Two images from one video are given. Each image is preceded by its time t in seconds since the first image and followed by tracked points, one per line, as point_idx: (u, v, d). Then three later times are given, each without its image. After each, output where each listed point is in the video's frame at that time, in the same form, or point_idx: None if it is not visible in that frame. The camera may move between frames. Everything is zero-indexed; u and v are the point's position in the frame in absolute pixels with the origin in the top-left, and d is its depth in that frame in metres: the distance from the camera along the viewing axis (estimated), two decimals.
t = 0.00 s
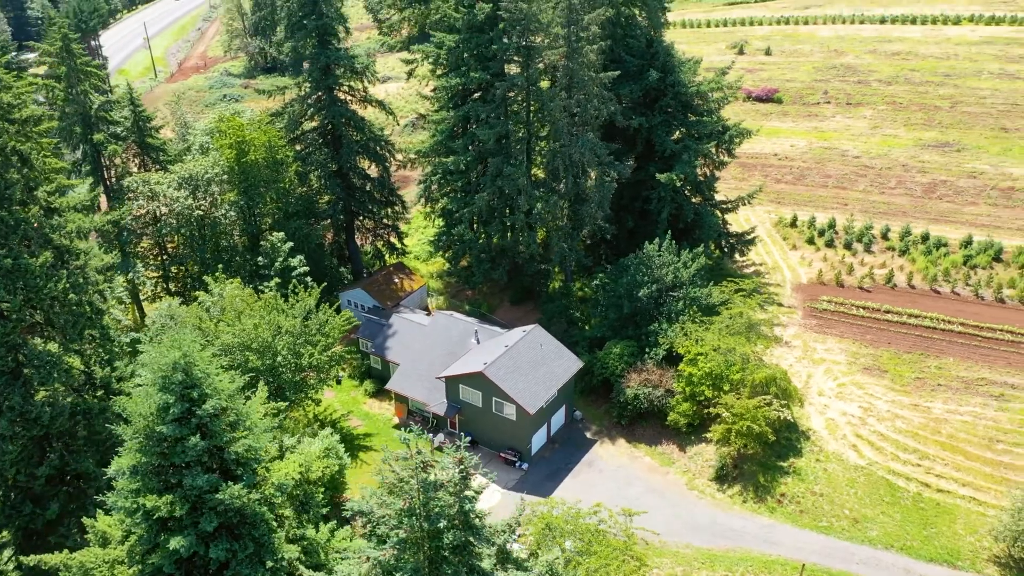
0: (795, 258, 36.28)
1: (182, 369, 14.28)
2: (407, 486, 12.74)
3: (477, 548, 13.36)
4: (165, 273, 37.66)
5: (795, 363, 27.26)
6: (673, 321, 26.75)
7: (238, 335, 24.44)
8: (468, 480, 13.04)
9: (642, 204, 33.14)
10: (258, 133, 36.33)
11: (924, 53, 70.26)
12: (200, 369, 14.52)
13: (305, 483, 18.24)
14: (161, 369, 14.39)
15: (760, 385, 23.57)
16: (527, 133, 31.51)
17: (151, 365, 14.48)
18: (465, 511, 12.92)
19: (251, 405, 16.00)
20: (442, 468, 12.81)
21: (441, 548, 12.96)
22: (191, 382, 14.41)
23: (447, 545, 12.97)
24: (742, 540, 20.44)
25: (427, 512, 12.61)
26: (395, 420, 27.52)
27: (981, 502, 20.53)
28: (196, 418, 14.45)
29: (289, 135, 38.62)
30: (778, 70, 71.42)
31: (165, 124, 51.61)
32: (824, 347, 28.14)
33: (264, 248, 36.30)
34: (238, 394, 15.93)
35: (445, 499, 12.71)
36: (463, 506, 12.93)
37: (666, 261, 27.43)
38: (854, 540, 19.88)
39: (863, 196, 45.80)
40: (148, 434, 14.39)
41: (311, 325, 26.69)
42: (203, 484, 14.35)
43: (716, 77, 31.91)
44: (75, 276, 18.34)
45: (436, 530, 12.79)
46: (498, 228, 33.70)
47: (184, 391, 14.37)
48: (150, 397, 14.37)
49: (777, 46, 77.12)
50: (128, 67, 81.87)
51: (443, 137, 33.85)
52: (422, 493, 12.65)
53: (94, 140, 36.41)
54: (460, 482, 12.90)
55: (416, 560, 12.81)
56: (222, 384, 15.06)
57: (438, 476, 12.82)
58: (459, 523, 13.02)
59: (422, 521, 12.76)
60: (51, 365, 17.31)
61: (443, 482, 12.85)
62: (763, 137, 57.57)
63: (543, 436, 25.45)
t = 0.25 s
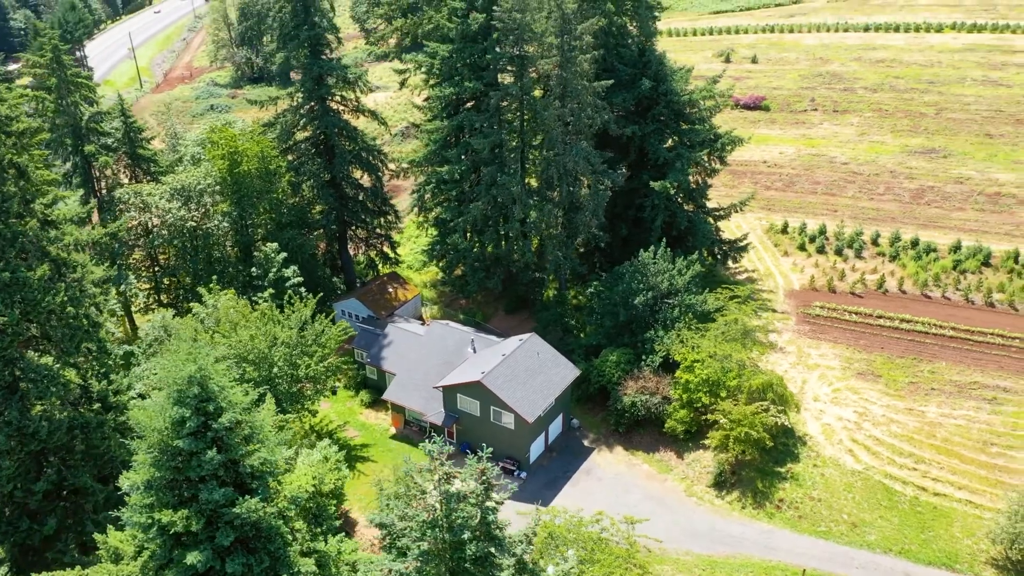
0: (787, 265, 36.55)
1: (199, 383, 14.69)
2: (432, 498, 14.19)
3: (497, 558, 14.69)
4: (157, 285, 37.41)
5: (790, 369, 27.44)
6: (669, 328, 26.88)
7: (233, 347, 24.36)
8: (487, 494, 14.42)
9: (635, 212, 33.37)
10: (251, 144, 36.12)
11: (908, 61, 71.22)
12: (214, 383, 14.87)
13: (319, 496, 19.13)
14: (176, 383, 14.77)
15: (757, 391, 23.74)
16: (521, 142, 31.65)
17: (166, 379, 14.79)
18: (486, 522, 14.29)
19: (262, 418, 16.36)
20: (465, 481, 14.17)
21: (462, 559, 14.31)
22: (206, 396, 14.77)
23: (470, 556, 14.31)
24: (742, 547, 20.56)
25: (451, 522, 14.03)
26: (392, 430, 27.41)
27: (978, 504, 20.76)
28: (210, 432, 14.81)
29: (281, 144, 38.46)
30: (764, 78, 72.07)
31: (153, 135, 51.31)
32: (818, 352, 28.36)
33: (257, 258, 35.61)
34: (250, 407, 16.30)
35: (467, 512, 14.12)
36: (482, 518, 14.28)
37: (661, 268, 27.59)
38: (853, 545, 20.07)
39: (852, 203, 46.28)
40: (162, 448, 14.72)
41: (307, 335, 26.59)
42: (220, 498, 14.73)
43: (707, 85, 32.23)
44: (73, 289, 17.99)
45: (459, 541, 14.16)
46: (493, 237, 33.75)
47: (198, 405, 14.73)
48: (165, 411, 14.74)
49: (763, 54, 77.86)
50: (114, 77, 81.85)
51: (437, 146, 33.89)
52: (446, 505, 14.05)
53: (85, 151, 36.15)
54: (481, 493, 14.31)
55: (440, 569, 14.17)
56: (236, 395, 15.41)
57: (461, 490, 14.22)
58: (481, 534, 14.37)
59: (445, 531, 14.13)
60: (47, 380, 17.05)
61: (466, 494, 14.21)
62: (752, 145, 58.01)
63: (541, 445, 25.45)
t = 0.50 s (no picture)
0: (779, 271, 36.80)
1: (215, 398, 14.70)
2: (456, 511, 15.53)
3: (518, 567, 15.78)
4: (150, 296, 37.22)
5: (785, 375, 27.61)
6: (665, 335, 27.00)
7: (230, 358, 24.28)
8: (509, 508, 15.51)
9: (629, 220, 33.56)
10: (244, 154, 35.92)
11: (893, 68, 72.11)
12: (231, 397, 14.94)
13: (331, 507, 19.08)
14: (195, 398, 14.76)
15: (754, 397, 23.89)
16: (515, 151, 31.76)
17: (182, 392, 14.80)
18: (507, 533, 15.47)
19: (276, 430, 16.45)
20: (487, 494, 15.37)
21: (484, 568, 15.47)
22: (222, 410, 14.83)
23: (492, 565, 15.47)
24: (742, 553, 20.65)
25: (473, 531, 15.31)
26: (389, 440, 27.31)
27: (974, 508, 20.98)
28: (227, 446, 14.90)
29: (274, 153, 38.29)
30: (752, 85, 72.73)
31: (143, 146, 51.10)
32: (812, 357, 28.56)
33: (251, 269, 35.49)
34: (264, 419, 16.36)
35: (490, 524, 15.29)
36: (504, 529, 15.43)
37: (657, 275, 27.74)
38: (852, 549, 20.22)
39: (842, 209, 46.74)
40: (178, 462, 14.91)
41: (304, 345, 26.52)
42: (237, 512, 14.84)
43: (698, 94, 32.52)
44: (71, 302, 17.75)
45: (482, 552, 15.39)
46: (488, 246, 33.80)
47: (215, 419, 14.79)
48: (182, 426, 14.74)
49: (750, 62, 78.58)
50: (99, 88, 81.80)
51: (431, 155, 33.94)
52: (469, 516, 15.37)
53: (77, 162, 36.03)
54: (504, 505, 15.41)
55: None
56: (250, 407, 15.51)
57: (485, 502, 15.39)
58: (503, 545, 15.50)
59: (468, 542, 15.45)
60: (45, 393, 16.88)
61: (488, 506, 15.37)
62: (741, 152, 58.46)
63: (540, 453, 25.45)
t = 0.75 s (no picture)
0: (774, 277, 37.01)
1: (233, 410, 15.23)
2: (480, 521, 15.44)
3: None
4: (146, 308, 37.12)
5: (782, 381, 27.75)
6: (663, 342, 27.09)
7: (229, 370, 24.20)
8: (534, 517, 15.20)
9: (625, 227, 33.72)
10: (238, 164, 35.58)
11: (880, 75, 72.89)
12: (249, 410, 15.47)
13: (347, 520, 19.30)
14: (214, 411, 15.27)
15: (753, 404, 24.00)
16: (512, 160, 31.89)
17: (200, 407, 15.36)
18: (532, 542, 15.22)
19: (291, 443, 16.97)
20: (510, 505, 15.19)
21: None
22: (240, 422, 15.37)
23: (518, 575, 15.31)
24: (744, 559, 20.79)
25: (497, 542, 15.23)
26: (388, 449, 27.24)
27: (973, 511, 21.17)
28: (244, 459, 15.46)
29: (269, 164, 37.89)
30: (742, 93, 73.30)
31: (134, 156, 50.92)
32: (809, 363, 28.74)
33: (247, 280, 35.36)
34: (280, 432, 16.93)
35: (514, 533, 15.14)
36: (528, 539, 15.23)
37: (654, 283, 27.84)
38: (853, 554, 20.41)
39: (834, 215, 47.14)
40: (195, 475, 15.57)
41: (302, 355, 26.47)
42: (255, 525, 15.38)
43: (692, 102, 32.80)
44: (72, 315, 17.64)
45: (506, 563, 15.30)
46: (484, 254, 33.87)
47: (232, 432, 15.32)
48: (200, 438, 15.25)
49: (739, 70, 79.21)
50: (86, 98, 81.66)
51: (428, 164, 34.00)
52: (493, 527, 15.23)
53: (70, 173, 35.94)
54: (528, 515, 15.11)
55: None
56: (266, 419, 16.02)
57: (509, 512, 15.11)
58: (528, 554, 15.28)
59: (492, 553, 15.39)
60: (45, 407, 16.79)
61: (512, 517, 15.14)
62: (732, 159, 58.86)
63: (540, 461, 25.45)
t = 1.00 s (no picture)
0: (769, 284, 37.19)
1: (252, 424, 17.22)
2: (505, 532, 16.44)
3: None
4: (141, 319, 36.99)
5: (780, 387, 27.87)
6: (662, 350, 27.18)
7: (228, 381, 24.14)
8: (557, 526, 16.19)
9: (622, 235, 33.90)
10: (234, 174, 35.27)
11: (869, 83, 73.62)
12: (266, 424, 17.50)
13: (363, 532, 20.46)
14: (235, 425, 17.25)
15: (753, 411, 24.12)
16: (509, 169, 32.03)
17: (220, 423, 17.41)
18: (555, 550, 16.18)
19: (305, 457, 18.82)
20: (534, 516, 16.20)
21: None
22: (258, 435, 17.35)
23: None
24: (747, 566, 20.85)
25: (522, 552, 16.19)
26: (388, 460, 27.15)
27: (972, 515, 21.37)
28: (261, 472, 17.38)
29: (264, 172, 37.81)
30: (733, 101, 73.80)
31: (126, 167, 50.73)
32: (806, 370, 28.90)
33: (244, 290, 35.14)
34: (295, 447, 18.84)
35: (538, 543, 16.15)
36: (550, 548, 16.20)
37: (653, 290, 27.97)
38: (855, 560, 20.52)
39: (827, 222, 47.51)
40: (213, 489, 17.49)
41: (301, 366, 26.44)
42: (271, 536, 17.24)
43: (687, 111, 33.08)
44: (73, 328, 17.59)
45: (531, 572, 16.22)
46: (482, 263, 33.93)
47: (251, 444, 17.33)
48: (221, 450, 17.17)
49: (729, 78, 79.80)
50: (75, 108, 81.40)
51: (424, 174, 34.08)
52: (517, 537, 16.22)
53: (65, 185, 35.84)
54: (551, 525, 16.13)
55: None
56: (281, 434, 18.02)
57: (533, 522, 16.18)
58: (552, 562, 16.24)
59: (517, 564, 16.36)
60: (45, 420, 16.70)
61: (536, 527, 16.21)
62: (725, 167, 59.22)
63: (540, 470, 25.45)
